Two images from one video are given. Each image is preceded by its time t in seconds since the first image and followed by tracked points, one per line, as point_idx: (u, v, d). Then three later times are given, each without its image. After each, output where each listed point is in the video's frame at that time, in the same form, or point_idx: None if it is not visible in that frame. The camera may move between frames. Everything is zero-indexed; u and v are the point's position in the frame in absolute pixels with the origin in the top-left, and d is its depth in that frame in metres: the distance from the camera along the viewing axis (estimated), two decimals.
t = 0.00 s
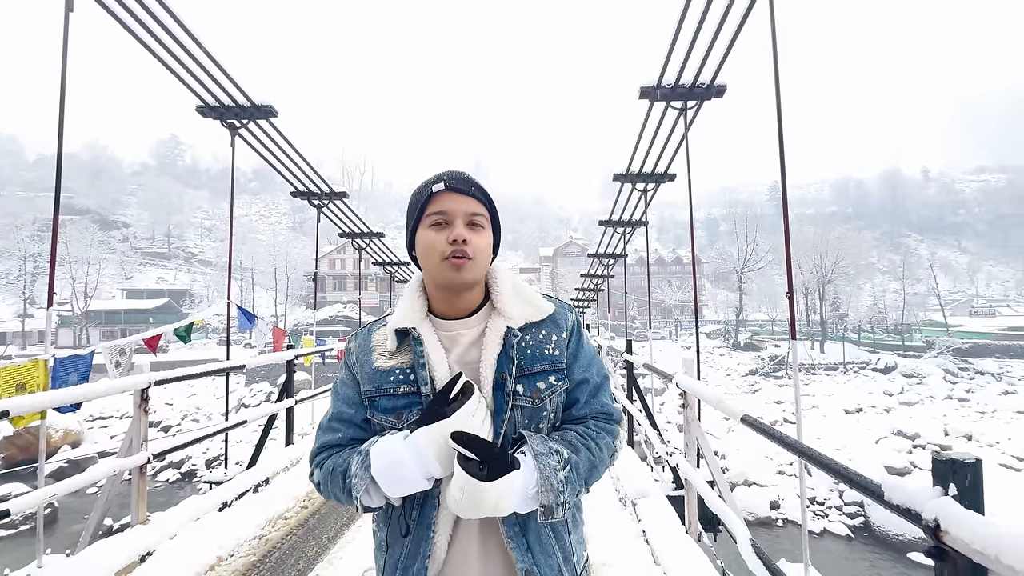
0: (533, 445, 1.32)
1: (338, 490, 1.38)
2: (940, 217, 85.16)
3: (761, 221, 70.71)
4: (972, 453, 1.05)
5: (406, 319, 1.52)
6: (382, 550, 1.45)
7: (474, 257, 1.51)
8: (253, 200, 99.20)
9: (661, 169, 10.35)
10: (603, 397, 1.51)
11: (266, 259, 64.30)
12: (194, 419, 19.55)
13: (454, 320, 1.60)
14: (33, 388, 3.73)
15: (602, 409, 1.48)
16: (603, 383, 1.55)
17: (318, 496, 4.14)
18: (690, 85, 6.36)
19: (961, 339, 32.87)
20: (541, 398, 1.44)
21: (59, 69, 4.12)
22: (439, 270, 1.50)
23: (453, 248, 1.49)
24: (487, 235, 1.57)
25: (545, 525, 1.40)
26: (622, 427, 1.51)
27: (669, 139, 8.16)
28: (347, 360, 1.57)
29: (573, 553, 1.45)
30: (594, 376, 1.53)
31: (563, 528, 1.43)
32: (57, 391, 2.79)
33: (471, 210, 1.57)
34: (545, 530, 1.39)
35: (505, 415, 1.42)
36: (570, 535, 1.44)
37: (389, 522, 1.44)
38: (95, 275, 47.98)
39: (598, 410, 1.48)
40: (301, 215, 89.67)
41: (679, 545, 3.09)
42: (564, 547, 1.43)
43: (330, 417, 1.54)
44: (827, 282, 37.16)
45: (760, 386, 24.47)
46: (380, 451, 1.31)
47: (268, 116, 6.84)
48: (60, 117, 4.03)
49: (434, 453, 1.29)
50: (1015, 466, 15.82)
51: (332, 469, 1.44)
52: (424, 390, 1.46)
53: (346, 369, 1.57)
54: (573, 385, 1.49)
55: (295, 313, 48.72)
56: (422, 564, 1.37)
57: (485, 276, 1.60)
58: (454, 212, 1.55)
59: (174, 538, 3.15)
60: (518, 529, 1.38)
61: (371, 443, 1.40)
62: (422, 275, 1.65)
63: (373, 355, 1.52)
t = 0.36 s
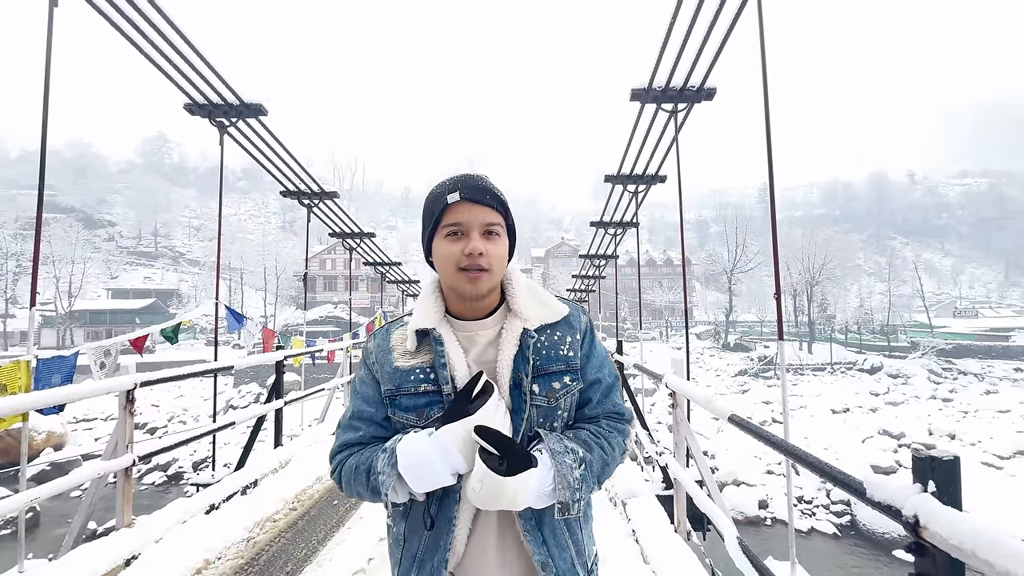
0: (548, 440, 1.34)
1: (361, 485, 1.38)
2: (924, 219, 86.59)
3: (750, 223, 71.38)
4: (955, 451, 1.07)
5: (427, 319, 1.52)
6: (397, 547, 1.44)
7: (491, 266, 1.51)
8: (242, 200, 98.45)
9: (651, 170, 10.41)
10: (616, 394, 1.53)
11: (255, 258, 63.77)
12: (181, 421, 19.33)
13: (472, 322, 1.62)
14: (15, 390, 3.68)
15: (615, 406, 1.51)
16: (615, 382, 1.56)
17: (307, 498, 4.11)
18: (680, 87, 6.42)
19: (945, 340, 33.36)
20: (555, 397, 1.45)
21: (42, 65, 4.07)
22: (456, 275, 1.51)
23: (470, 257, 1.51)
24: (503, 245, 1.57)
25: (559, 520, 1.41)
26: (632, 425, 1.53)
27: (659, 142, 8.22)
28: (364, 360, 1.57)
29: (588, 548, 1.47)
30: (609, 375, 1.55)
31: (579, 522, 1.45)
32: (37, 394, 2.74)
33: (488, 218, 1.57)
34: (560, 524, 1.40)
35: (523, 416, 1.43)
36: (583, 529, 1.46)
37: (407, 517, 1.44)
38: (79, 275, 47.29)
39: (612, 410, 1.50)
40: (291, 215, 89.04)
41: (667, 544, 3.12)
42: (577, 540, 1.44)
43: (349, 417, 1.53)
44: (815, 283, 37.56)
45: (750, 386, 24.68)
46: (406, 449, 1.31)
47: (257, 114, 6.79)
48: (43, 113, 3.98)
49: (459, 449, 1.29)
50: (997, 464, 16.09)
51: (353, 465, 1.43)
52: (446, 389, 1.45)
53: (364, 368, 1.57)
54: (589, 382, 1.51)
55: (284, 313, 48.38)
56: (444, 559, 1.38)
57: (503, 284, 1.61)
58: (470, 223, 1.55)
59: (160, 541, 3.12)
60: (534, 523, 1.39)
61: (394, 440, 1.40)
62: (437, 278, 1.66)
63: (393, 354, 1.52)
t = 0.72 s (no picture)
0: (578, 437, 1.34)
1: (403, 470, 1.33)
2: (908, 223, 87.86)
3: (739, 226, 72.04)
4: (932, 449, 1.11)
5: (464, 313, 1.52)
6: (428, 537, 1.42)
7: (522, 262, 1.54)
8: (231, 200, 97.67)
9: (641, 173, 10.47)
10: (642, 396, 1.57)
11: (243, 259, 63.19)
12: (167, 423, 19.08)
13: (505, 316, 1.62)
14: None
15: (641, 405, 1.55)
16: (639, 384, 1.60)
17: (294, 501, 4.08)
18: (671, 91, 6.46)
19: (928, 341, 33.87)
20: (587, 393, 1.47)
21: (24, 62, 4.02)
22: (490, 271, 1.53)
23: (502, 253, 1.53)
24: (535, 244, 1.60)
25: (586, 510, 1.43)
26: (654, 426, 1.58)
27: (649, 145, 8.27)
28: (401, 348, 1.55)
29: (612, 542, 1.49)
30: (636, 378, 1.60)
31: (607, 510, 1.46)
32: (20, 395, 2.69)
33: (520, 218, 1.59)
34: (586, 520, 1.42)
35: (556, 407, 1.44)
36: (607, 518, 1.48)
37: (436, 505, 1.43)
38: (63, 275, 46.61)
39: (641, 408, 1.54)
40: (280, 215, 88.41)
41: (656, 544, 3.14)
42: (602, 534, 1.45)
43: (381, 406, 1.50)
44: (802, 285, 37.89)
45: (738, 388, 24.88)
46: (448, 434, 1.27)
47: (246, 114, 6.75)
48: (26, 112, 3.93)
49: (498, 437, 1.27)
50: (978, 464, 16.35)
51: (389, 451, 1.39)
52: (482, 380, 1.45)
53: (398, 357, 1.55)
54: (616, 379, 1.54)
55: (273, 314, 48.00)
56: (477, 549, 1.36)
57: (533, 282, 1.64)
58: (503, 220, 1.58)
59: (144, 545, 3.08)
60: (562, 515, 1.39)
61: (431, 426, 1.36)
62: (472, 275, 1.67)
63: (431, 344, 1.51)
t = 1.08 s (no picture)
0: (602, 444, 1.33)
1: (430, 462, 1.31)
2: (895, 225, 89.05)
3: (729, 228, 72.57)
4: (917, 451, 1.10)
5: (498, 312, 1.49)
6: (442, 526, 1.41)
7: (561, 276, 1.52)
8: (220, 199, 96.82)
9: (632, 174, 10.48)
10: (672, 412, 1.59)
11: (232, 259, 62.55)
12: (154, 425, 18.81)
13: (539, 322, 1.61)
14: None
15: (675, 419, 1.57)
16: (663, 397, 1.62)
17: (282, 504, 4.04)
18: (662, 93, 6.48)
19: (914, 342, 34.30)
20: (621, 402, 1.47)
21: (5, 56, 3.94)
22: (528, 281, 1.52)
23: (543, 263, 1.52)
24: (574, 257, 1.58)
25: (610, 510, 1.43)
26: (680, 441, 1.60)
27: (640, 147, 8.29)
28: (430, 340, 1.53)
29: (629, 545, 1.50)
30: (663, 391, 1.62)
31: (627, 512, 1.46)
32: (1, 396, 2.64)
33: (561, 230, 1.58)
34: (603, 524, 1.40)
35: (588, 415, 1.43)
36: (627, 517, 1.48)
37: (452, 497, 1.41)
38: (47, 274, 45.90)
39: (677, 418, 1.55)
40: (270, 215, 87.71)
41: (645, 544, 3.14)
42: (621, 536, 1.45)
43: (408, 399, 1.47)
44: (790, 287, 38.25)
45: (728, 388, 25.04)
46: (473, 430, 1.26)
47: (234, 111, 6.67)
48: (7, 106, 3.85)
49: (520, 436, 1.26)
50: (962, 462, 16.58)
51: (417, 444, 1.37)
52: (509, 381, 1.43)
53: (429, 348, 1.52)
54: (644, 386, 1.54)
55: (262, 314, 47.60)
56: (493, 541, 1.35)
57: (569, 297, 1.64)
58: (544, 232, 1.56)
59: (127, 549, 3.02)
60: (586, 513, 1.39)
61: (456, 423, 1.34)
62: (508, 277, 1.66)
63: (461, 341, 1.48)
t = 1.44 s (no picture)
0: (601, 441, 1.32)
1: (432, 456, 1.30)
2: (898, 223, 88.74)
3: (731, 227, 72.50)
4: (921, 451, 1.09)
5: (500, 313, 1.48)
6: (441, 517, 1.39)
7: (565, 273, 1.52)
8: (222, 198, 97.01)
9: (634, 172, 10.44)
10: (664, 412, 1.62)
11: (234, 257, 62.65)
12: (156, 423, 18.84)
13: (539, 322, 1.60)
14: None
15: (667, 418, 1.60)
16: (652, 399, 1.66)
17: (284, 502, 4.05)
18: (664, 91, 6.45)
19: (917, 341, 34.20)
20: (614, 403, 1.48)
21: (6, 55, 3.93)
22: (529, 280, 1.50)
23: (542, 265, 1.51)
24: (576, 258, 1.57)
25: (605, 505, 1.43)
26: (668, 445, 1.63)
27: (642, 145, 8.26)
28: (433, 335, 1.51)
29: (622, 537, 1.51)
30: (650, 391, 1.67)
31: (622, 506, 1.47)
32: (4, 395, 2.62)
33: (562, 232, 1.56)
34: (599, 519, 1.40)
35: (585, 415, 1.43)
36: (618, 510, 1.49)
37: (452, 489, 1.39)
38: (50, 273, 46.08)
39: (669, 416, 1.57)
40: (272, 213, 87.80)
41: (647, 544, 3.12)
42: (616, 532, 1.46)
43: (409, 396, 1.45)
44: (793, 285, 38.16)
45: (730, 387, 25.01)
46: (476, 427, 1.26)
47: (236, 110, 6.67)
48: (7, 104, 3.85)
49: (522, 433, 1.24)
50: (965, 462, 16.54)
51: (418, 437, 1.34)
52: (511, 378, 1.42)
53: (430, 345, 1.50)
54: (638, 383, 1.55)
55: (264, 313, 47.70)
56: (494, 531, 1.33)
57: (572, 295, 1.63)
58: (547, 233, 1.55)
59: (129, 547, 3.00)
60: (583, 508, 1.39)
61: (460, 418, 1.33)
62: (508, 278, 1.64)
63: (464, 338, 1.46)
